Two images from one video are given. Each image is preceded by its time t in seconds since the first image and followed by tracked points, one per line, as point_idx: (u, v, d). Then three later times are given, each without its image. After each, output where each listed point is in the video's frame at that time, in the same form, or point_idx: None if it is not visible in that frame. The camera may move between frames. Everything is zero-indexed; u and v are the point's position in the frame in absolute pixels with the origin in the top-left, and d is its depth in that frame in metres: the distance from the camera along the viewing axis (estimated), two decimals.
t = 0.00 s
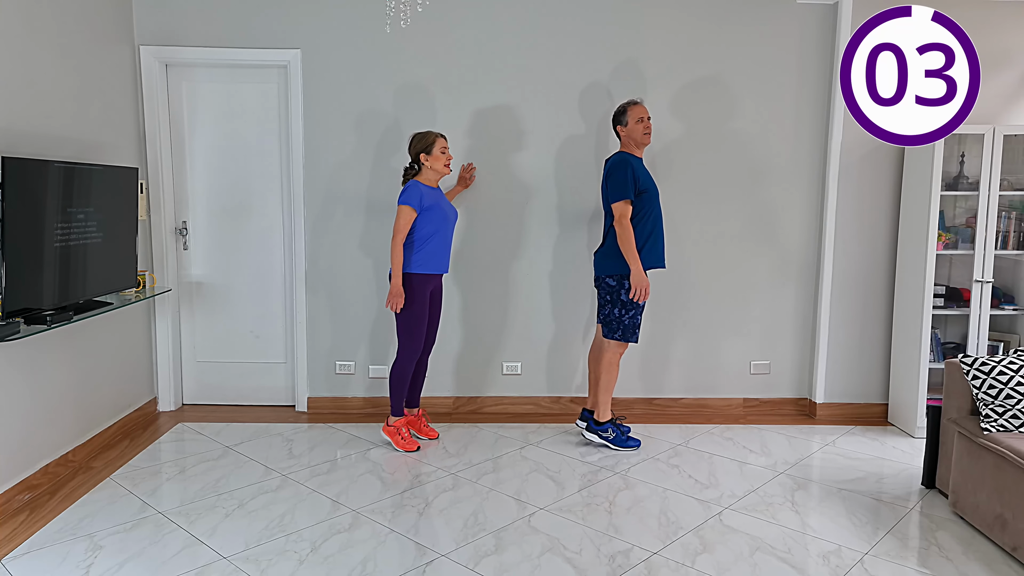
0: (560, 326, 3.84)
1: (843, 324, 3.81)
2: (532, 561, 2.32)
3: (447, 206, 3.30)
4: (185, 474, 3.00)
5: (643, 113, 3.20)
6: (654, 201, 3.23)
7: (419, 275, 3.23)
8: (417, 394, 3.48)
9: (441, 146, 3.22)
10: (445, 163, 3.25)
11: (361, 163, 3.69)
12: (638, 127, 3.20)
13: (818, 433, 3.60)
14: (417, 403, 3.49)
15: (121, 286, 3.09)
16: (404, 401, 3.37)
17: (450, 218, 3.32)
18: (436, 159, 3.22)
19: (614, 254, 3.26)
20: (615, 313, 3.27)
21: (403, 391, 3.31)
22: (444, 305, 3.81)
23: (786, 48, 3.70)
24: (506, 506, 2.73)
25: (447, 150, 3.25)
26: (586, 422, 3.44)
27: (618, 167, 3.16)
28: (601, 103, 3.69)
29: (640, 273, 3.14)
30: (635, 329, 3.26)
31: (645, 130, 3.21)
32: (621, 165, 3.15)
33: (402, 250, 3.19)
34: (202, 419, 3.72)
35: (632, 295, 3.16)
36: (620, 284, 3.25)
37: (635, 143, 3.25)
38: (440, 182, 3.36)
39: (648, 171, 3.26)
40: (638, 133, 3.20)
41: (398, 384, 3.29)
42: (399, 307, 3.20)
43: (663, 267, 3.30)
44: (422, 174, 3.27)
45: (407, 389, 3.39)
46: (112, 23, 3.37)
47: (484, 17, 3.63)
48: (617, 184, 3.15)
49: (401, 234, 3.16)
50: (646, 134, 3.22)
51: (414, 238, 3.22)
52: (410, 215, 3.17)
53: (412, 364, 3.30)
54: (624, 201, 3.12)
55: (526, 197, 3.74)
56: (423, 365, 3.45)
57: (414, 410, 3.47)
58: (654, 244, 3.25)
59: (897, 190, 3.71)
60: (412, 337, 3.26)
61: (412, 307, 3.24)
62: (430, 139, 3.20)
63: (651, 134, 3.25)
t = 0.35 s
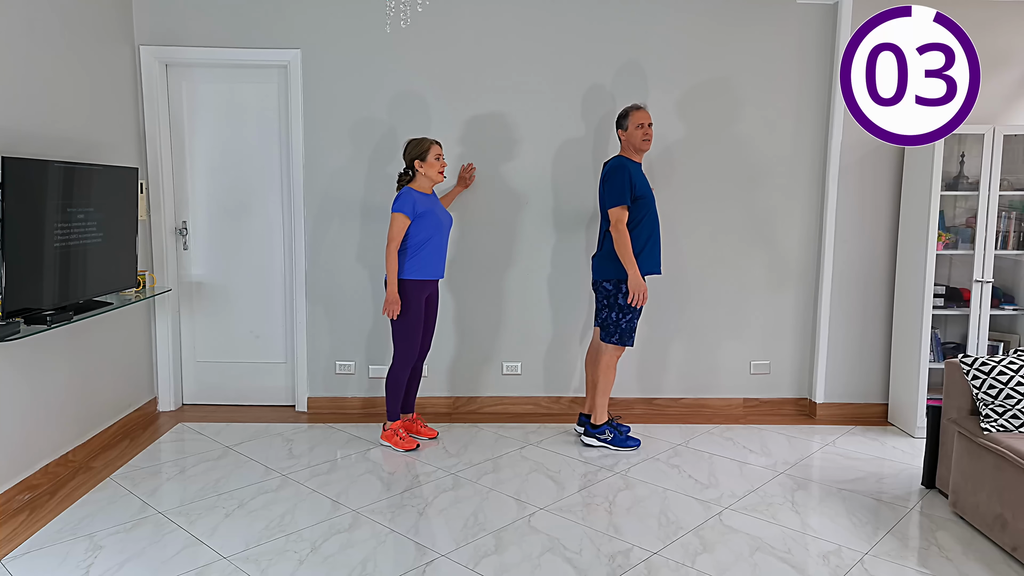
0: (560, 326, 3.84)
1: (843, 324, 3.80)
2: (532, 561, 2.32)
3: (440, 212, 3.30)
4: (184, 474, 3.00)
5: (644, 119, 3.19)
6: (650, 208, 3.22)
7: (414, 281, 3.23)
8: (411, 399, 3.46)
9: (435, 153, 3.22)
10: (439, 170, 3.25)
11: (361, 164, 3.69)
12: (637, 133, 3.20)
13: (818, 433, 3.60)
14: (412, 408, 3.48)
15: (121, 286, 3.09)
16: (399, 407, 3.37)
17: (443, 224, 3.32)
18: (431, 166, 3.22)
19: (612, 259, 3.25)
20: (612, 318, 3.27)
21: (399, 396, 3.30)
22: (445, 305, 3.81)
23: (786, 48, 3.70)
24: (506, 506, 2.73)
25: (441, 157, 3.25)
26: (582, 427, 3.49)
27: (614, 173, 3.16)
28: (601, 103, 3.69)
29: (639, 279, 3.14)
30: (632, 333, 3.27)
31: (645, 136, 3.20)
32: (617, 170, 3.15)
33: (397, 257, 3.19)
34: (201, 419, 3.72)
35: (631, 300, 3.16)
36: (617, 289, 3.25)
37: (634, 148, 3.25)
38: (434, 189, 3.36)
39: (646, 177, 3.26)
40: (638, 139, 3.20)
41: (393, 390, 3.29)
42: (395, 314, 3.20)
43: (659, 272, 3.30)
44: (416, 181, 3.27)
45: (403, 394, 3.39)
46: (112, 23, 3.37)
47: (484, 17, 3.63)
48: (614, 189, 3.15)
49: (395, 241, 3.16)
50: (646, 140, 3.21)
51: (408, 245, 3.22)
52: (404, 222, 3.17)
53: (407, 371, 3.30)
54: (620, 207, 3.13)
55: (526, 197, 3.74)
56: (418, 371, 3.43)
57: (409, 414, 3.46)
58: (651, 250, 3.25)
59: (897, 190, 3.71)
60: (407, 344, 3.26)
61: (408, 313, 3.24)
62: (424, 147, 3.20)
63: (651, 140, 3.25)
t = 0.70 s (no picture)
0: (560, 326, 3.84)
1: (843, 324, 3.80)
2: (532, 560, 2.32)
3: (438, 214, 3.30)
4: (184, 474, 3.00)
5: (641, 122, 3.19)
6: (646, 213, 3.22)
7: (410, 283, 3.23)
8: (411, 400, 3.46)
9: (433, 154, 3.22)
10: (437, 171, 3.25)
11: (361, 164, 3.69)
12: (635, 136, 3.19)
13: (818, 433, 3.60)
14: (412, 408, 3.47)
15: (121, 287, 3.09)
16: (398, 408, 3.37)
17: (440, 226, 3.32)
18: (428, 167, 3.22)
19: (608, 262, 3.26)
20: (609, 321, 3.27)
21: (397, 397, 3.31)
22: (444, 305, 3.81)
23: (786, 49, 3.70)
24: (506, 506, 2.73)
25: (439, 158, 3.25)
26: (582, 430, 3.52)
27: (609, 176, 3.17)
28: (601, 104, 3.69)
29: (628, 283, 3.14)
30: (629, 335, 3.27)
31: (642, 139, 3.19)
32: (612, 174, 3.16)
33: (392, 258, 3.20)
34: (201, 419, 3.72)
35: (620, 304, 3.16)
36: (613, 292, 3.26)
37: (630, 151, 3.24)
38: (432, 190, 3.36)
39: (641, 180, 3.25)
40: (635, 142, 3.20)
41: (392, 391, 3.29)
42: (392, 315, 3.21)
43: (655, 276, 3.29)
44: (413, 182, 3.27)
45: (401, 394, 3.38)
46: (112, 23, 3.37)
47: (484, 17, 3.63)
48: (608, 192, 3.16)
49: (390, 243, 3.18)
50: (643, 144, 3.20)
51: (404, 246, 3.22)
52: (399, 224, 3.18)
53: (405, 372, 3.30)
54: (614, 210, 3.14)
55: (525, 197, 3.74)
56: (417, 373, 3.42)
57: (408, 415, 3.45)
58: (647, 253, 3.24)
59: (897, 190, 3.70)
60: (403, 345, 3.26)
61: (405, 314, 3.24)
62: (421, 148, 3.21)
63: (648, 143, 3.24)
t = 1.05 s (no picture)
0: (560, 326, 3.84)
1: (843, 323, 3.80)
2: (532, 561, 2.32)
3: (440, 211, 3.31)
4: (184, 474, 3.00)
5: (640, 121, 3.19)
6: (644, 212, 3.22)
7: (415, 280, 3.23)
8: (413, 398, 3.46)
9: (436, 152, 3.23)
10: (440, 169, 3.25)
11: (361, 164, 3.69)
12: (634, 135, 3.19)
13: (818, 433, 3.60)
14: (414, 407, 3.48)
15: (121, 287, 3.09)
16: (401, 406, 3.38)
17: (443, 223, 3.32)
18: (432, 164, 3.22)
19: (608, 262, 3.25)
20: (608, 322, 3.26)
21: (400, 396, 3.30)
22: (444, 305, 3.81)
23: (786, 49, 3.70)
24: (506, 506, 2.73)
25: (442, 156, 3.26)
26: (582, 429, 3.52)
27: (607, 177, 3.17)
28: (601, 104, 3.69)
29: (626, 284, 3.14)
30: (629, 336, 3.27)
31: (641, 138, 3.19)
32: (610, 174, 3.16)
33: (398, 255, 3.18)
34: (201, 419, 3.72)
35: (617, 304, 3.16)
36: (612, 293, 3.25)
37: (629, 151, 3.24)
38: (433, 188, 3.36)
39: (641, 181, 3.25)
40: (634, 142, 3.19)
41: (395, 390, 3.29)
42: (399, 314, 3.20)
43: (654, 277, 3.29)
44: (416, 180, 3.27)
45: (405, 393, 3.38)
46: (112, 23, 3.37)
47: (484, 17, 3.63)
48: (606, 193, 3.16)
49: (396, 241, 3.15)
50: (642, 143, 3.20)
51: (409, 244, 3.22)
52: (404, 221, 3.16)
53: (408, 371, 3.30)
54: (612, 210, 3.14)
55: (525, 197, 3.74)
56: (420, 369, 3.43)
57: (411, 413, 3.46)
58: (647, 254, 3.24)
59: (896, 190, 3.71)
60: (408, 344, 3.26)
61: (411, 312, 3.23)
62: (425, 145, 3.20)
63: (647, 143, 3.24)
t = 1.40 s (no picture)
0: (560, 326, 3.84)
1: (843, 324, 3.80)
2: (532, 561, 2.32)
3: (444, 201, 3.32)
4: (184, 474, 3.00)
5: (640, 119, 3.19)
6: (647, 210, 3.21)
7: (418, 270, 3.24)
8: (422, 390, 3.46)
9: (440, 142, 3.23)
10: (444, 159, 3.25)
11: (360, 164, 3.69)
12: (635, 133, 3.19)
13: (818, 433, 3.60)
14: (422, 400, 3.48)
15: (121, 286, 3.09)
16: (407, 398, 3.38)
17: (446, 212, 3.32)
18: (435, 155, 3.22)
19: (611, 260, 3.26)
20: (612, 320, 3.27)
21: (406, 389, 3.32)
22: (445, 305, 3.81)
23: (786, 48, 3.70)
24: (506, 506, 2.73)
25: (446, 146, 3.26)
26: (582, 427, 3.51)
27: (608, 176, 3.18)
28: (601, 104, 3.69)
29: (632, 280, 3.14)
30: (632, 334, 3.27)
31: (642, 136, 3.19)
32: (611, 174, 3.17)
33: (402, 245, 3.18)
34: (201, 419, 3.72)
35: (623, 301, 3.16)
36: (615, 291, 3.26)
37: (630, 149, 3.24)
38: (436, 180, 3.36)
39: (643, 178, 3.25)
40: (635, 139, 3.19)
41: (400, 382, 3.30)
42: (403, 304, 3.20)
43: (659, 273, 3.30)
44: (420, 169, 3.27)
45: (412, 383, 3.39)
46: (112, 23, 3.37)
47: (484, 17, 3.63)
48: (608, 191, 3.17)
49: (400, 230, 3.15)
50: (643, 141, 3.20)
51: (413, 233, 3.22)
52: (408, 210, 3.16)
53: (412, 363, 3.30)
54: (615, 209, 3.14)
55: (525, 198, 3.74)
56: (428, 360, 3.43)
57: (421, 406, 3.47)
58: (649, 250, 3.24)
59: (896, 190, 3.71)
60: (412, 334, 3.26)
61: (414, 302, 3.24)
62: (429, 135, 3.21)
63: (648, 140, 3.24)
